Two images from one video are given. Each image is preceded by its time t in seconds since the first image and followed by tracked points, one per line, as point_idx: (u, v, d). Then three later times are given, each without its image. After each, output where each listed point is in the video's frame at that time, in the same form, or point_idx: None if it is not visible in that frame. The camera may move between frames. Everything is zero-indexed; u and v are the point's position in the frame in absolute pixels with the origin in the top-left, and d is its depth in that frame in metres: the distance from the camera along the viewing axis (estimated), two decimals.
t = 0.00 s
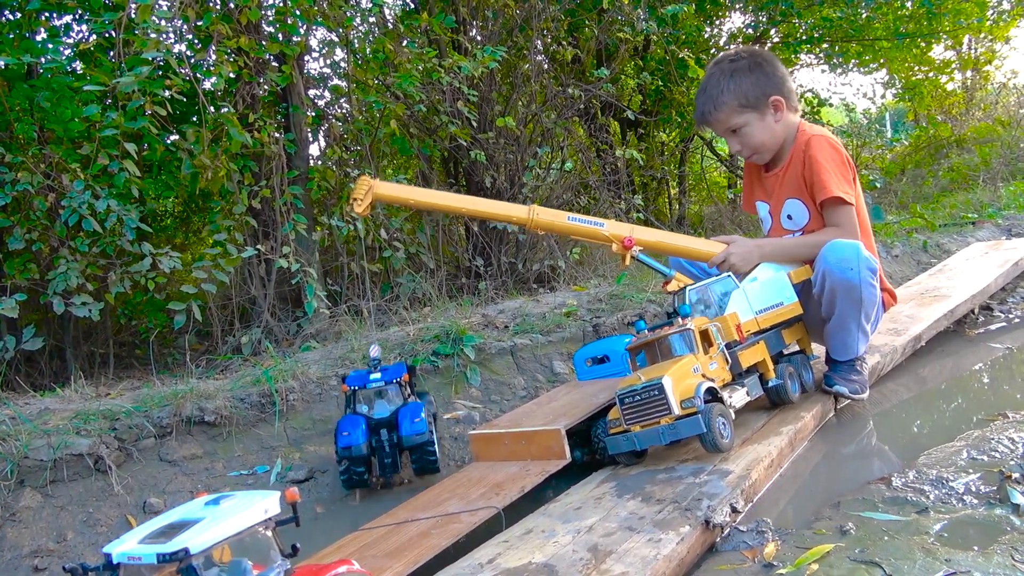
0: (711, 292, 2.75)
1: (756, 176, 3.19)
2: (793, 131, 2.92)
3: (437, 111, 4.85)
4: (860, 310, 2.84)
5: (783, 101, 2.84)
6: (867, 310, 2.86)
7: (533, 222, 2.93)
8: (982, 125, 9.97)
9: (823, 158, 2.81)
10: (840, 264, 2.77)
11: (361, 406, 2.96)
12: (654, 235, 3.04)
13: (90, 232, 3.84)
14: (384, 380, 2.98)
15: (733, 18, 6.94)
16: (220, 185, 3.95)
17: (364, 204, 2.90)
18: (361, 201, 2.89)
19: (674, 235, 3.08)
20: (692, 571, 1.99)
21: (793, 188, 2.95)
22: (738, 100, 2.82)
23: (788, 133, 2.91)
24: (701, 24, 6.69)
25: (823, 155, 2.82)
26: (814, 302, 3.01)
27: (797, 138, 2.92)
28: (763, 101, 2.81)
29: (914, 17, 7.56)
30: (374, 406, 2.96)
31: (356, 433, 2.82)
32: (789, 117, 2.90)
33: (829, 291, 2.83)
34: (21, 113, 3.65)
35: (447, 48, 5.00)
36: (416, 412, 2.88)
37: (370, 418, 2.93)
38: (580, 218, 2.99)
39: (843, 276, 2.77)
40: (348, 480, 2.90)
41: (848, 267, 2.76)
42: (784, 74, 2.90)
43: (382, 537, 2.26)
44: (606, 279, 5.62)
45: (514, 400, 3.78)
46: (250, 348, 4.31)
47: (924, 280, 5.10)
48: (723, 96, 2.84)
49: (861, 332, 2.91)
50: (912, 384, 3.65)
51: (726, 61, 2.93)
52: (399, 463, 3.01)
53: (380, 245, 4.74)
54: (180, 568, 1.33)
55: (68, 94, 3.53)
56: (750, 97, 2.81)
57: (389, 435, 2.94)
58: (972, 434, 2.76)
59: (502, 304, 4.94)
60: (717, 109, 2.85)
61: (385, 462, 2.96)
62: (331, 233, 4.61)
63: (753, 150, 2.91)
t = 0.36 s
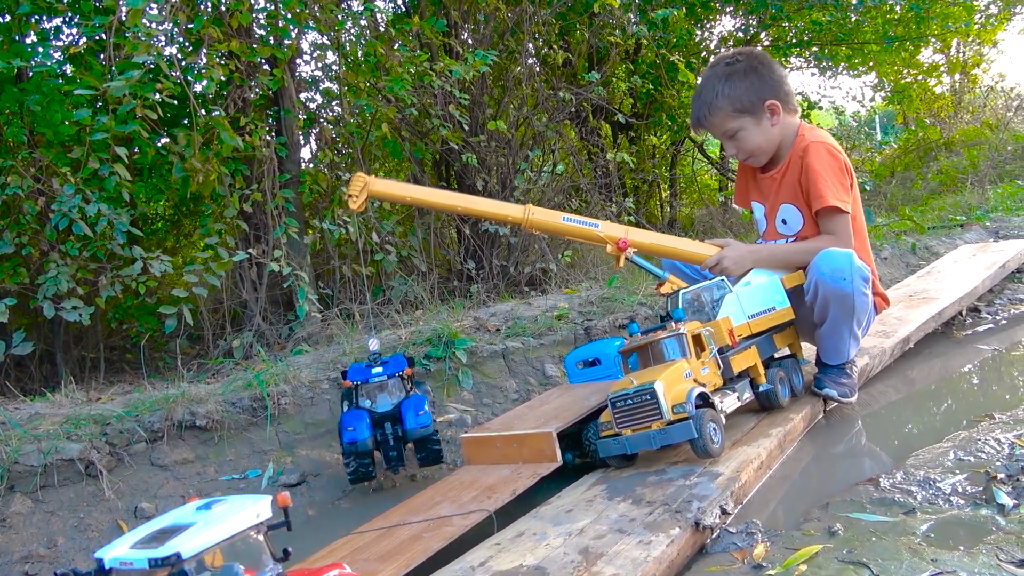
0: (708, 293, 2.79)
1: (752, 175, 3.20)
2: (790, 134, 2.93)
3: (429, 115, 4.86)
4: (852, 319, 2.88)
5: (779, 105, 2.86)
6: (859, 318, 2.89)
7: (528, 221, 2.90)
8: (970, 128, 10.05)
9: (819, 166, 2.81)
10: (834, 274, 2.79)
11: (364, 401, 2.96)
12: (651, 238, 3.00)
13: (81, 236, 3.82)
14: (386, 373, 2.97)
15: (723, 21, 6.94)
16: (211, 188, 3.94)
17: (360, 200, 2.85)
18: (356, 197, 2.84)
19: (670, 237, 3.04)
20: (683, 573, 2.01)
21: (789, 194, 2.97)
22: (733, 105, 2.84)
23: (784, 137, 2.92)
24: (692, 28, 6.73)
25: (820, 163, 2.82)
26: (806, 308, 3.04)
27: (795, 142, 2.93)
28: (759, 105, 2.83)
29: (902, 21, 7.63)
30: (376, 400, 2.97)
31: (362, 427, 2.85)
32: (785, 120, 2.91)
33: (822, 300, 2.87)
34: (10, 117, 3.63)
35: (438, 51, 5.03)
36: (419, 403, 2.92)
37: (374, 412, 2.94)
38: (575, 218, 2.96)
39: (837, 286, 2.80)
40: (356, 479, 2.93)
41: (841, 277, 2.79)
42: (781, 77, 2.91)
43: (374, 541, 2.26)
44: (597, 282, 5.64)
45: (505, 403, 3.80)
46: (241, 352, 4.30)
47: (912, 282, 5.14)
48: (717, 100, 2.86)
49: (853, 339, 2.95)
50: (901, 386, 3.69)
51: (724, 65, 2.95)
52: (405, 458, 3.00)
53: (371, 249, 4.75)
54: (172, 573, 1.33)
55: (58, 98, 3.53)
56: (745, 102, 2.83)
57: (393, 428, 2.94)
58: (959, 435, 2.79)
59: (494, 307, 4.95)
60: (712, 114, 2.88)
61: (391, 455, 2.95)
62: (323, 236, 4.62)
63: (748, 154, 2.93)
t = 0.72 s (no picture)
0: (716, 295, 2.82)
1: (757, 172, 3.22)
2: (796, 135, 2.93)
3: (426, 122, 4.87)
4: (850, 326, 2.88)
5: (788, 103, 2.86)
6: (858, 325, 2.90)
7: (526, 226, 2.91)
8: (965, 132, 10.09)
9: (818, 172, 2.80)
10: (831, 283, 2.79)
11: (373, 397, 2.93)
12: (650, 242, 3.00)
13: (79, 245, 3.80)
14: (394, 368, 2.96)
15: (718, 27, 6.96)
16: (209, 197, 3.95)
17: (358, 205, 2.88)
18: (354, 203, 2.87)
19: (669, 241, 3.04)
20: None
21: (789, 198, 2.97)
22: (740, 101, 2.86)
23: (789, 136, 2.93)
24: (688, 34, 6.76)
25: (820, 169, 2.81)
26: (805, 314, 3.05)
27: (799, 144, 2.93)
28: (766, 102, 2.85)
29: (896, 26, 7.69)
30: (385, 395, 2.95)
31: (373, 424, 2.84)
32: (793, 119, 2.91)
33: (820, 309, 2.87)
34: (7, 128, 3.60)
35: (435, 59, 5.03)
36: (429, 398, 2.94)
37: (384, 408, 2.93)
38: (573, 222, 2.97)
39: (834, 295, 2.81)
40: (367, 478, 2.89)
41: (838, 286, 2.79)
42: (792, 75, 2.91)
43: (374, 548, 2.26)
44: (595, 287, 5.65)
45: (505, 409, 3.79)
46: (240, 360, 4.30)
47: (910, 286, 5.15)
48: (726, 95, 2.88)
49: (852, 345, 2.96)
50: (900, 389, 3.69)
51: (735, 59, 2.97)
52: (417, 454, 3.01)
53: (370, 256, 4.75)
54: None
55: (56, 108, 3.53)
56: (752, 98, 2.85)
57: (405, 423, 2.96)
58: (959, 437, 2.80)
59: (492, 313, 4.95)
60: (718, 108, 2.91)
61: (404, 452, 2.94)
62: (321, 244, 4.62)
63: (752, 151, 2.96)
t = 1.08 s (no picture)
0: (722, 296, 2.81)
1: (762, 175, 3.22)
2: (804, 133, 2.94)
3: (428, 123, 4.87)
4: (856, 323, 2.88)
5: (798, 100, 2.88)
6: (863, 324, 2.90)
7: (533, 223, 2.89)
8: (967, 133, 10.08)
9: (828, 167, 2.81)
10: (839, 279, 2.80)
11: (366, 386, 2.92)
12: (658, 242, 3.00)
13: (81, 246, 3.81)
14: (390, 357, 2.95)
15: (720, 28, 6.97)
16: (211, 198, 3.94)
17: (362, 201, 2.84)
18: (360, 199, 2.83)
19: (675, 241, 3.05)
20: None
21: (796, 195, 2.97)
22: (753, 96, 2.85)
23: (798, 134, 2.93)
24: (689, 35, 6.75)
25: (829, 165, 2.82)
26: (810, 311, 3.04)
27: (806, 142, 2.93)
28: (778, 98, 2.85)
29: (898, 27, 7.69)
30: (379, 384, 2.93)
31: (365, 412, 2.83)
32: (801, 118, 2.92)
33: (826, 305, 2.87)
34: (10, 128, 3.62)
35: (437, 60, 5.04)
36: (425, 390, 2.91)
37: (377, 397, 2.92)
38: (579, 221, 2.97)
39: (842, 291, 2.80)
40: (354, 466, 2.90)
41: (846, 282, 2.79)
42: (802, 73, 2.93)
43: (376, 549, 2.25)
44: (597, 288, 5.65)
45: (507, 410, 3.79)
46: (242, 361, 4.30)
47: (911, 287, 5.15)
48: (738, 90, 2.87)
49: (855, 344, 2.95)
50: (902, 390, 3.69)
51: (745, 56, 2.97)
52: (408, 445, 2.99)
53: (371, 257, 4.75)
54: None
55: (58, 109, 3.53)
56: (765, 94, 2.84)
57: (397, 414, 2.93)
58: (962, 439, 2.79)
59: (494, 314, 4.95)
60: (730, 103, 2.88)
61: (394, 442, 2.92)
62: (323, 245, 4.62)
63: (761, 148, 2.94)
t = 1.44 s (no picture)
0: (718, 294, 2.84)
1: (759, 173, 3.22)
2: (802, 132, 2.94)
3: (426, 121, 4.87)
4: (852, 324, 2.89)
5: (797, 97, 2.88)
6: (859, 324, 2.90)
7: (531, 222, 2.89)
8: (964, 134, 10.11)
9: (826, 167, 2.82)
10: (834, 279, 2.80)
11: (365, 376, 2.92)
12: (656, 241, 3.00)
13: (77, 242, 3.80)
14: (388, 348, 2.94)
15: (717, 28, 6.97)
16: (208, 195, 3.93)
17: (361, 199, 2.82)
18: (359, 194, 2.82)
19: (673, 240, 3.04)
20: None
21: (793, 194, 2.97)
22: (752, 91, 2.85)
23: (796, 132, 2.93)
24: (687, 35, 6.75)
25: (827, 164, 2.83)
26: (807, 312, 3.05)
27: (805, 141, 2.94)
28: (777, 94, 2.85)
29: (895, 28, 7.70)
30: (377, 374, 2.94)
31: (366, 403, 2.83)
32: (801, 116, 2.93)
33: (822, 305, 2.88)
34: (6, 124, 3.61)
35: (434, 58, 5.03)
36: (423, 379, 2.93)
37: (376, 387, 2.92)
38: (577, 220, 2.97)
39: (838, 291, 2.81)
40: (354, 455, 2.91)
41: (842, 282, 2.80)
42: (802, 71, 2.94)
43: (373, 546, 2.25)
44: (594, 287, 5.65)
45: (504, 409, 3.79)
46: (238, 358, 4.29)
47: (907, 287, 5.16)
48: (738, 85, 2.87)
49: (852, 344, 2.96)
50: (898, 390, 3.70)
51: (746, 52, 2.98)
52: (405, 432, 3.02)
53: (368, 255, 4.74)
54: None
55: (55, 105, 3.53)
56: (764, 90, 2.84)
57: (395, 404, 2.95)
58: (957, 438, 2.80)
59: (491, 312, 4.95)
60: (729, 97, 2.89)
61: (393, 431, 2.95)
62: (321, 242, 4.62)
63: (759, 144, 2.94)
